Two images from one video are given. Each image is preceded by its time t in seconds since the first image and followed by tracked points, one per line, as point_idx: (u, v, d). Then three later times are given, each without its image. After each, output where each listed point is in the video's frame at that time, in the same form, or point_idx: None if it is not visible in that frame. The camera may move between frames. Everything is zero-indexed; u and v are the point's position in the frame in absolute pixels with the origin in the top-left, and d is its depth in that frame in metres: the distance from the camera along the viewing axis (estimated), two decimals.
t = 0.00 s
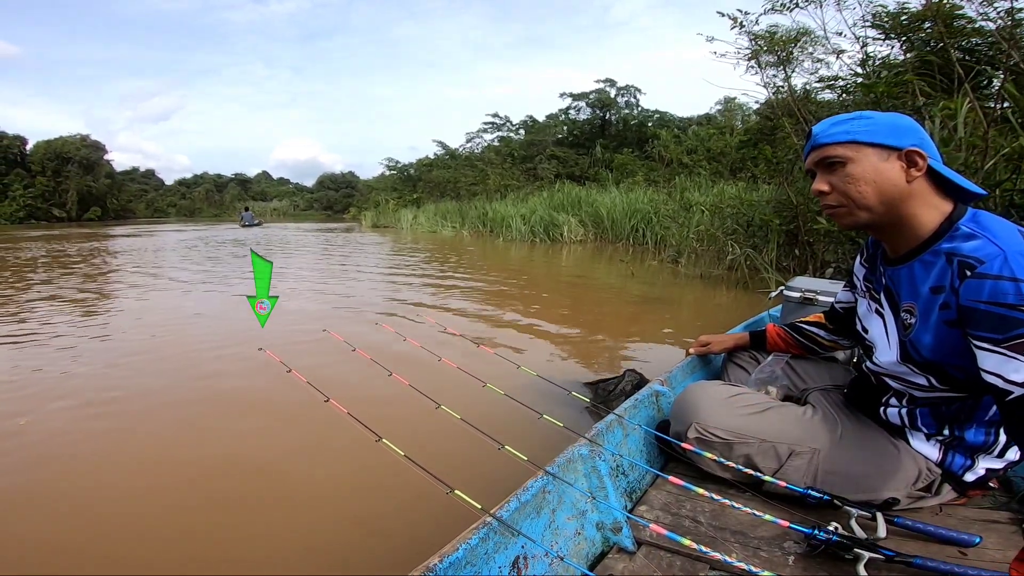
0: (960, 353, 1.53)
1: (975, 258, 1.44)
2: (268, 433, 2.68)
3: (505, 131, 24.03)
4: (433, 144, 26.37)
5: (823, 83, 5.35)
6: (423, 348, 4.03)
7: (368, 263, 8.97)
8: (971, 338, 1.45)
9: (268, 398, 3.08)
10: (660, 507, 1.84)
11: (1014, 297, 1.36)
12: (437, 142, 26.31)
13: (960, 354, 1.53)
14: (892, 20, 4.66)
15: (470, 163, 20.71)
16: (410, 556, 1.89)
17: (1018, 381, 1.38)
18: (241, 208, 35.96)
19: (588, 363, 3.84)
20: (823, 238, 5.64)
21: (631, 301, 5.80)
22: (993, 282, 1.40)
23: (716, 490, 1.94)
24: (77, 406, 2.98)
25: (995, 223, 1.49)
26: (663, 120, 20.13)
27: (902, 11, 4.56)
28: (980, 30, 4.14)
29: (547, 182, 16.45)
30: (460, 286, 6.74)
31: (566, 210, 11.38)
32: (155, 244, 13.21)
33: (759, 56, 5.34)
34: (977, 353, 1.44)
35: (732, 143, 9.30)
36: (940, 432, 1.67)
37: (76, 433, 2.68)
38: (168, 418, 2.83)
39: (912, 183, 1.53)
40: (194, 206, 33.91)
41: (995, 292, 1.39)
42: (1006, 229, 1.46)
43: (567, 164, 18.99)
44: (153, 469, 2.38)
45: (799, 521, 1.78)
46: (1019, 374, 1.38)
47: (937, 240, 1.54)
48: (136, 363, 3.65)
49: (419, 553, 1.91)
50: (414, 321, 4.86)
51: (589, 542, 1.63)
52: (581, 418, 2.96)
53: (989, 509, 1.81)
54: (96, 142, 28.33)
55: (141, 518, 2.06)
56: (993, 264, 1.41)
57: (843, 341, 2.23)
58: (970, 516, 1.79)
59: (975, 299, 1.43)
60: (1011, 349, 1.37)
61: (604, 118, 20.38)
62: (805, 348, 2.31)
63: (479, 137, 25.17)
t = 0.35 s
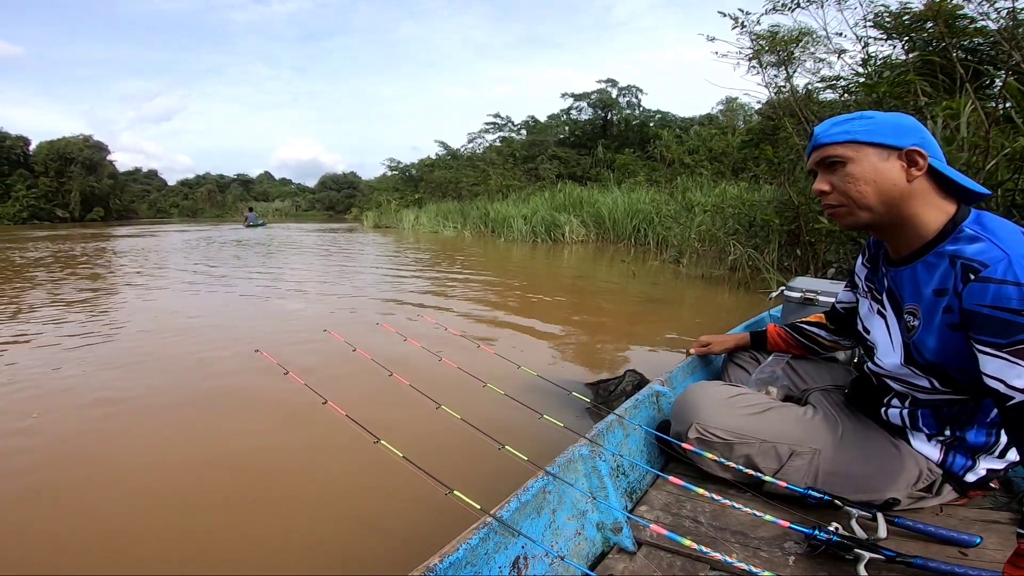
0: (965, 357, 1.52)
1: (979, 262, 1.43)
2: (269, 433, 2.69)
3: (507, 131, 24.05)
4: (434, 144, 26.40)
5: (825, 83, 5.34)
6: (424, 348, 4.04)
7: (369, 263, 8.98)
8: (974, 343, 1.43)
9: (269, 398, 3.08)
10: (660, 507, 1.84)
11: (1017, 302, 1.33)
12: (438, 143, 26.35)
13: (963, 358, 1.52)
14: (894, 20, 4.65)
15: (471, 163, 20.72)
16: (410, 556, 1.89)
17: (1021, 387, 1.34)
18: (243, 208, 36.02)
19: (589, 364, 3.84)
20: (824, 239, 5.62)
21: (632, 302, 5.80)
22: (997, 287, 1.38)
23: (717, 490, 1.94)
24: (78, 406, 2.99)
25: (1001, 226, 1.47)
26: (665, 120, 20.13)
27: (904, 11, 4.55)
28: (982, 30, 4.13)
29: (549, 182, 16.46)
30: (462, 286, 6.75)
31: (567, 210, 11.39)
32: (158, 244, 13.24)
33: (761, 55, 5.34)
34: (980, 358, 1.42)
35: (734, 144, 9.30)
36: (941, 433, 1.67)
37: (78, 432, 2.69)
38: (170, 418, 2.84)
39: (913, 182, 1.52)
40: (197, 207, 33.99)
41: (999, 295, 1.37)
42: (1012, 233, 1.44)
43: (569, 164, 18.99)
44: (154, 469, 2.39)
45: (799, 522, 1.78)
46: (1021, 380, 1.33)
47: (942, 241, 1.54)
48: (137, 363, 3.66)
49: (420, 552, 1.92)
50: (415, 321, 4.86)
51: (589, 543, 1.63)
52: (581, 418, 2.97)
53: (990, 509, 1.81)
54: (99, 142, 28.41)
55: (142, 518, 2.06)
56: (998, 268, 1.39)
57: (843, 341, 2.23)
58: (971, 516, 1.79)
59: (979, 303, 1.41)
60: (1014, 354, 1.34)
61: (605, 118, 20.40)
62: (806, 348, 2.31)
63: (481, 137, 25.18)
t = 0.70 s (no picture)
0: (971, 358, 1.53)
1: (988, 262, 1.44)
2: (269, 433, 2.69)
3: (508, 132, 24.08)
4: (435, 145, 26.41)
5: (825, 82, 5.34)
6: (425, 349, 4.04)
7: (370, 264, 8.99)
8: (982, 342, 1.45)
9: (271, 398, 3.09)
10: (661, 507, 1.84)
11: None
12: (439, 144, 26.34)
13: (970, 357, 1.53)
14: (894, 19, 4.65)
15: (473, 164, 20.73)
16: (411, 555, 1.90)
17: None
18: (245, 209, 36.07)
19: (590, 364, 3.84)
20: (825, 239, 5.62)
21: (633, 302, 5.80)
22: (1008, 286, 1.39)
23: (717, 490, 1.94)
24: (80, 407, 2.99)
25: (1006, 225, 1.48)
26: (666, 120, 20.13)
27: (904, 11, 4.55)
28: (983, 30, 4.13)
29: (550, 183, 16.46)
30: (463, 287, 6.76)
31: (568, 211, 11.40)
32: (160, 245, 13.27)
33: (761, 56, 5.34)
34: (990, 358, 1.44)
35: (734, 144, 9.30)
36: (944, 433, 1.66)
37: (79, 433, 2.69)
38: (170, 419, 2.84)
39: (913, 181, 1.52)
40: (199, 208, 34.11)
41: (1012, 296, 1.38)
42: (1018, 233, 1.45)
43: (570, 164, 19.00)
44: (155, 469, 2.39)
45: (800, 522, 1.78)
46: None
47: (943, 241, 1.54)
48: (139, 364, 3.67)
49: (421, 551, 1.92)
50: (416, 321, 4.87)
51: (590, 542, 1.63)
52: (581, 418, 2.97)
53: (990, 509, 1.81)
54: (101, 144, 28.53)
55: (143, 518, 2.07)
56: (1009, 268, 1.40)
57: (844, 340, 2.23)
58: (972, 516, 1.78)
59: (990, 303, 1.42)
60: None
61: (606, 119, 20.43)
62: (807, 348, 2.31)
63: (482, 138, 25.21)
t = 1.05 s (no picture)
0: (981, 348, 1.50)
1: (1004, 249, 1.42)
2: (270, 434, 2.69)
3: (508, 133, 24.12)
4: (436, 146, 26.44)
5: (825, 82, 5.34)
6: (426, 349, 4.05)
7: (371, 265, 9.00)
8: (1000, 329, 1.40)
9: (272, 399, 3.10)
10: (661, 507, 1.84)
11: None
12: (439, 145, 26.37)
13: (981, 347, 1.50)
14: (894, 19, 4.65)
15: (473, 165, 20.75)
16: (411, 555, 1.90)
17: None
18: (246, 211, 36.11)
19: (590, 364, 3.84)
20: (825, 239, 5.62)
21: (634, 303, 5.80)
22: None
23: (717, 490, 1.94)
24: (81, 408, 3.00)
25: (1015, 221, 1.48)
26: (666, 121, 20.15)
27: (903, 11, 4.56)
28: (982, 30, 4.13)
29: (550, 183, 16.48)
30: (464, 288, 6.77)
31: (568, 211, 11.42)
32: (161, 246, 13.29)
33: (760, 56, 5.35)
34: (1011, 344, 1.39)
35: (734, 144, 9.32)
36: (945, 432, 1.66)
37: (79, 434, 2.70)
38: (170, 420, 2.85)
39: (918, 179, 1.53)
40: (200, 210, 34.18)
41: None
42: None
43: (570, 165, 19.02)
44: (156, 469, 2.40)
45: (800, 522, 1.78)
46: None
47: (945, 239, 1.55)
48: (139, 364, 3.68)
49: (421, 549, 1.93)
50: (417, 322, 4.88)
51: (589, 542, 1.63)
52: (582, 418, 2.97)
53: (990, 509, 1.81)
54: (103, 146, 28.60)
55: (144, 518, 2.07)
56: None
57: (844, 340, 2.21)
58: (972, 516, 1.79)
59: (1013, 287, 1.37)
60: None
61: (606, 119, 20.46)
62: (807, 348, 2.31)
63: (482, 139, 25.25)
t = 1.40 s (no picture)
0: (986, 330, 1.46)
1: (1012, 230, 1.40)
2: (270, 435, 2.70)
3: (508, 135, 24.15)
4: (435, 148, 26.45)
5: (824, 82, 5.34)
6: (427, 350, 4.05)
7: (371, 267, 9.01)
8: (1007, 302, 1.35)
9: (272, 399, 3.10)
10: (661, 507, 1.84)
11: None
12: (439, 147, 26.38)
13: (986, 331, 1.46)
14: (891, 19, 4.65)
15: (473, 167, 20.77)
16: (411, 555, 1.90)
17: None
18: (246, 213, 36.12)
19: (591, 365, 3.84)
20: (825, 239, 5.62)
21: (634, 304, 5.80)
22: None
23: (717, 490, 1.94)
24: (81, 410, 3.00)
25: None
26: (665, 122, 20.17)
27: (900, 11, 4.56)
28: (979, 29, 4.13)
29: (550, 185, 16.50)
30: (465, 289, 6.79)
31: (568, 212, 11.43)
32: (160, 249, 13.30)
33: (758, 57, 5.35)
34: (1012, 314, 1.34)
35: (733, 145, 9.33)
36: (948, 430, 1.64)
37: (79, 435, 2.70)
38: (170, 421, 2.85)
39: (928, 177, 1.55)
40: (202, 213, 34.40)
41: None
42: None
43: (570, 166, 19.04)
44: (157, 470, 2.40)
45: (800, 522, 1.78)
46: None
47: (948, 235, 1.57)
48: (139, 367, 3.68)
49: (420, 549, 1.93)
50: (418, 323, 4.89)
51: (589, 542, 1.64)
52: (582, 419, 2.98)
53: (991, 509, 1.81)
54: (104, 150, 28.65)
55: (143, 519, 2.08)
56: None
57: (845, 339, 2.18)
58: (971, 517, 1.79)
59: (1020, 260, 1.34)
60: None
61: (605, 120, 20.50)
62: (807, 347, 2.29)
63: (482, 140, 25.29)
